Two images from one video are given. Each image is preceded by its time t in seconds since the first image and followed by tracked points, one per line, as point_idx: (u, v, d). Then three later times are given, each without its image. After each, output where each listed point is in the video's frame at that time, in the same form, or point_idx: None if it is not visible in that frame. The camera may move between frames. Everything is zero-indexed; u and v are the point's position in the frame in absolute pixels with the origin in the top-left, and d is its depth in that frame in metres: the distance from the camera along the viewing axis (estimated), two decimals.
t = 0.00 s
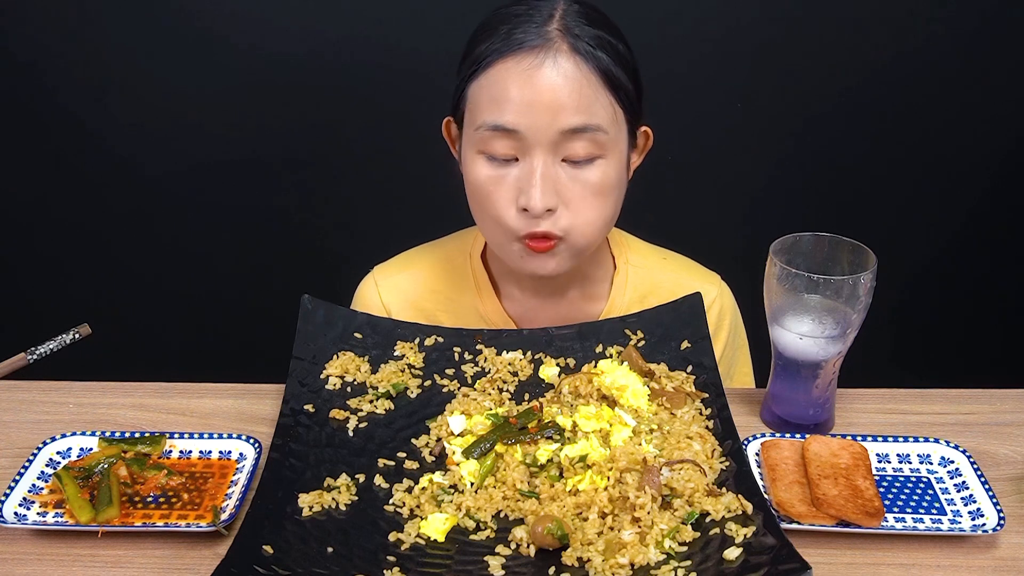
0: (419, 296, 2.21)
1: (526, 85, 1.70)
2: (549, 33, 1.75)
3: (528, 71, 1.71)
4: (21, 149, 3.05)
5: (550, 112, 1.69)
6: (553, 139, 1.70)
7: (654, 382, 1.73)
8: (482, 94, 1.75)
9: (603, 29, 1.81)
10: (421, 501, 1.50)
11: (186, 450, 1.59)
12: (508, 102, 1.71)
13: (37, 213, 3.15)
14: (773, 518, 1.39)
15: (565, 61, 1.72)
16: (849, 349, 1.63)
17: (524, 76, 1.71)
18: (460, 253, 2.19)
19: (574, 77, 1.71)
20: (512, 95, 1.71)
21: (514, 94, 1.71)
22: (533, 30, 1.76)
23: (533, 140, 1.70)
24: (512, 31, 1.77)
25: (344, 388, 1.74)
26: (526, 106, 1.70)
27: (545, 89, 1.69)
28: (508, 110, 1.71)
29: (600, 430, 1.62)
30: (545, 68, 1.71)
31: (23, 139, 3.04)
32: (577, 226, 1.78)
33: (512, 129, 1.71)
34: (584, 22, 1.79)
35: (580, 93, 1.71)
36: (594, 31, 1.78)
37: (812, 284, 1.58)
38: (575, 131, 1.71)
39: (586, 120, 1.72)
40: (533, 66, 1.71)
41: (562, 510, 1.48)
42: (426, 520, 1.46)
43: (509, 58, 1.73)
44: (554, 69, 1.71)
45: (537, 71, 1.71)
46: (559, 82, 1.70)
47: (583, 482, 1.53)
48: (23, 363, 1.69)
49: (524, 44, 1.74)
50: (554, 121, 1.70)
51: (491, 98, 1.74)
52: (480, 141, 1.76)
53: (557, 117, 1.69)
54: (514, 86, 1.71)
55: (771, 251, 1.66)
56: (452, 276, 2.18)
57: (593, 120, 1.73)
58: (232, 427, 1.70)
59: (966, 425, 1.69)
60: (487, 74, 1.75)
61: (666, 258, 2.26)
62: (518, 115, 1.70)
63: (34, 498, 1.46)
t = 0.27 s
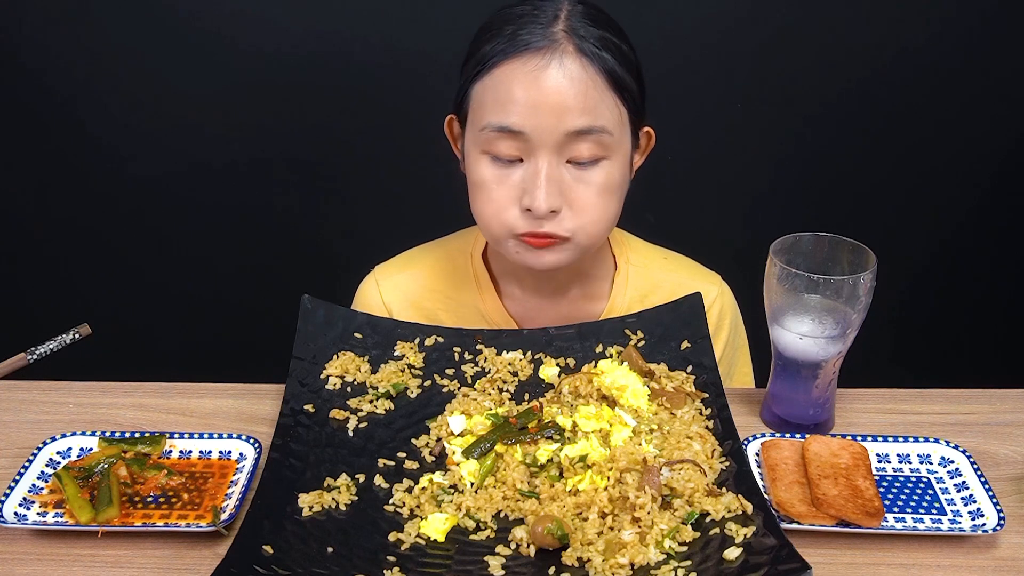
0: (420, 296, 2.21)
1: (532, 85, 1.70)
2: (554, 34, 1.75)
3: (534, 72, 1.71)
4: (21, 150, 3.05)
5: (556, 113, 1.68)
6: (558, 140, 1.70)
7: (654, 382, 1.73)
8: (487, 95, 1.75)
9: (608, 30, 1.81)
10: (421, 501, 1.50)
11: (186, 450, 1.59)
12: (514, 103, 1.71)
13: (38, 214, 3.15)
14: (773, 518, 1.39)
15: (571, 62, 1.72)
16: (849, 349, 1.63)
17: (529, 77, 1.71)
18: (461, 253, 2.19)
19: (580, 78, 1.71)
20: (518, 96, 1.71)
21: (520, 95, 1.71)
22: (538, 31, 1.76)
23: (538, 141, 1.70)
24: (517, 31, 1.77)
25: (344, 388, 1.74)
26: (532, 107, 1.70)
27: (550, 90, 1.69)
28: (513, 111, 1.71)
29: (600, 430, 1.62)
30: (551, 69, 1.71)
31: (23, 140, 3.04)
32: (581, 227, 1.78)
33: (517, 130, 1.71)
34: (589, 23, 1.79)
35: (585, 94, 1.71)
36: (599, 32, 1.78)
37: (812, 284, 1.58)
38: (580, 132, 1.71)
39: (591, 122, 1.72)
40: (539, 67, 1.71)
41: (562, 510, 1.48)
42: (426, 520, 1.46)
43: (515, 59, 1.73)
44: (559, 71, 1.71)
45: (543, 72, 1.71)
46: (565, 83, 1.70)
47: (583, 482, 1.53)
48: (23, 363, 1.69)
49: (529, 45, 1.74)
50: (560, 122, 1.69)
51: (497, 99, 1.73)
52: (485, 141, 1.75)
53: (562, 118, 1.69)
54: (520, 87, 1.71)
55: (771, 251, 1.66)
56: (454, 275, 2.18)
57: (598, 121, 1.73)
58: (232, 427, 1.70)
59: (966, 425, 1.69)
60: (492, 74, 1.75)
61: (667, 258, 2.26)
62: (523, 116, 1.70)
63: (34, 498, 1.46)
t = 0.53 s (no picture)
0: (420, 296, 2.21)
1: (533, 86, 1.70)
2: (555, 34, 1.75)
3: (534, 72, 1.71)
4: (21, 150, 3.05)
5: (557, 113, 1.68)
6: (559, 141, 1.70)
7: (654, 382, 1.73)
8: (488, 95, 1.75)
9: (608, 30, 1.81)
10: (421, 501, 1.50)
11: (186, 450, 1.59)
12: (515, 104, 1.71)
13: (38, 214, 3.15)
14: (773, 518, 1.39)
15: (572, 62, 1.72)
16: (849, 349, 1.63)
17: (530, 77, 1.71)
18: (462, 253, 2.19)
19: (581, 79, 1.71)
20: (518, 96, 1.71)
21: (520, 96, 1.71)
22: (539, 31, 1.76)
23: (539, 142, 1.70)
24: (518, 32, 1.77)
25: (344, 388, 1.74)
26: (533, 108, 1.70)
27: (551, 90, 1.69)
28: (514, 111, 1.71)
29: (600, 430, 1.62)
30: (551, 70, 1.71)
31: (23, 140, 3.04)
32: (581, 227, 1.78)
33: (518, 131, 1.71)
34: (589, 23, 1.79)
35: (586, 95, 1.71)
36: (600, 32, 1.78)
37: (812, 284, 1.58)
38: (581, 133, 1.71)
39: (591, 122, 1.72)
40: (539, 68, 1.71)
41: (562, 510, 1.48)
42: (426, 520, 1.46)
43: (516, 59, 1.73)
44: (560, 71, 1.71)
45: (544, 73, 1.71)
46: (566, 83, 1.70)
47: (583, 482, 1.53)
48: (23, 363, 1.69)
49: (530, 46, 1.74)
50: (560, 123, 1.69)
51: (497, 100, 1.73)
52: (486, 142, 1.75)
53: (563, 118, 1.69)
54: (520, 88, 1.71)
55: (771, 251, 1.66)
56: (454, 275, 2.18)
57: (599, 121, 1.73)
58: (232, 427, 1.70)
59: (966, 425, 1.69)
60: (493, 75, 1.75)
61: (668, 258, 2.26)
62: (524, 117, 1.70)
63: (35, 498, 1.46)
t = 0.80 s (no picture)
0: (420, 297, 2.21)
1: (536, 88, 1.70)
2: (557, 36, 1.75)
3: (538, 75, 1.71)
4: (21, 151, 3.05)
5: (561, 116, 1.68)
6: (563, 142, 1.70)
7: (654, 382, 1.73)
8: (490, 98, 1.75)
9: (610, 31, 1.81)
10: (421, 501, 1.50)
11: (186, 450, 1.59)
12: (518, 106, 1.71)
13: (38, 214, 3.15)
14: (772, 518, 1.39)
15: (574, 64, 1.72)
16: (849, 349, 1.63)
17: (533, 79, 1.71)
18: (462, 253, 2.19)
19: (584, 81, 1.71)
20: (522, 99, 1.71)
21: (524, 98, 1.71)
22: (541, 33, 1.76)
23: (543, 144, 1.70)
24: (520, 34, 1.77)
25: (344, 388, 1.74)
26: (536, 110, 1.70)
27: (555, 92, 1.69)
28: (517, 114, 1.71)
29: (600, 430, 1.62)
30: (555, 72, 1.71)
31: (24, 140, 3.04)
32: (585, 229, 1.78)
33: (522, 133, 1.71)
34: (591, 25, 1.79)
35: (589, 97, 1.71)
36: (602, 33, 1.78)
37: (812, 284, 1.58)
38: (584, 135, 1.71)
39: (595, 124, 1.72)
40: (543, 70, 1.71)
41: (562, 510, 1.48)
42: (427, 520, 1.46)
43: (518, 62, 1.73)
44: (563, 73, 1.71)
45: (547, 75, 1.71)
46: (569, 85, 1.70)
47: (583, 482, 1.53)
48: (23, 363, 1.69)
49: (533, 48, 1.74)
50: (564, 125, 1.69)
51: (500, 102, 1.73)
52: (489, 145, 1.75)
53: (567, 120, 1.69)
54: (524, 90, 1.71)
55: (772, 251, 1.66)
56: (454, 275, 2.18)
57: (602, 123, 1.73)
58: (231, 427, 1.70)
59: (966, 425, 1.69)
60: (496, 77, 1.75)
61: (669, 258, 2.26)
62: (528, 119, 1.70)
63: (34, 498, 1.46)
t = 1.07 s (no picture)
0: (420, 297, 2.21)
1: (537, 91, 1.70)
2: (558, 39, 1.75)
3: (539, 78, 1.71)
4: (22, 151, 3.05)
5: (562, 119, 1.68)
6: (564, 146, 1.70)
7: (654, 382, 1.73)
8: (491, 101, 1.75)
9: (610, 33, 1.81)
10: (421, 501, 1.50)
11: (186, 450, 1.59)
12: (519, 110, 1.71)
13: (38, 214, 3.15)
14: (772, 518, 1.39)
15: (575, 67, 1.72)
16: (849, 349, 1.63)
17: (534, 83, 1.71)
18: (462, 253, 2.19)
19: (585, 84, 1.71)
20: (523, 102, 1.71)
21: (525, 102, 1.71)
22: (541, 36, 1.76)
23: (545, 148, 1.70)
24: (521, 37, 1.76)
25: (344, 388, 1.74)
26: (538, 114, 1.69)
27: (556, 96, 1.69)
28: (519, 117, 1.71)
29: (600, 430, 1.62)
30: (555, 75, 1.71)
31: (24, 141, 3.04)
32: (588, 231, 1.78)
33: (523, 136, 1.71)
34: (591, 26, 1.79)
35: (590, 100, 1.71)
36: (602, 35, 1.78)
37: (812, 284, 1.58)
38: (586, 138, 1.71)
39: (596, 127, 1.72)
40: (543, 73, 1.71)
41: (562, 510, 1.48)
42: (426, 520, 1.46)
43: (519, 65, 1.73)
44: (564, 77, 1.70)
45: (548, 78, 1.70)
46: (570, 88, 1.70)
47: (583, 482, 1.53)
48: (23, 363, 1.69)
49: (534, 51, 1.73)
50: (566, 128, 1.69)
51: (501, 106, 1.73)
52: (490, 148, 1.76)
53: (568, 124, 1.69)
54: (525, 94, 1.71)
55: (772, 251, 1.66)
56: (455, 275, 2.18)
57: (604, 126, 1.73)
58: (231, 427, 1.70)
59: (966, 425, 1.69)
60: (497, 80, 1.74)
61: (669, 258, 2.26)
62: (530, 123, 1.70)
63: (34, 498, 1.46)
